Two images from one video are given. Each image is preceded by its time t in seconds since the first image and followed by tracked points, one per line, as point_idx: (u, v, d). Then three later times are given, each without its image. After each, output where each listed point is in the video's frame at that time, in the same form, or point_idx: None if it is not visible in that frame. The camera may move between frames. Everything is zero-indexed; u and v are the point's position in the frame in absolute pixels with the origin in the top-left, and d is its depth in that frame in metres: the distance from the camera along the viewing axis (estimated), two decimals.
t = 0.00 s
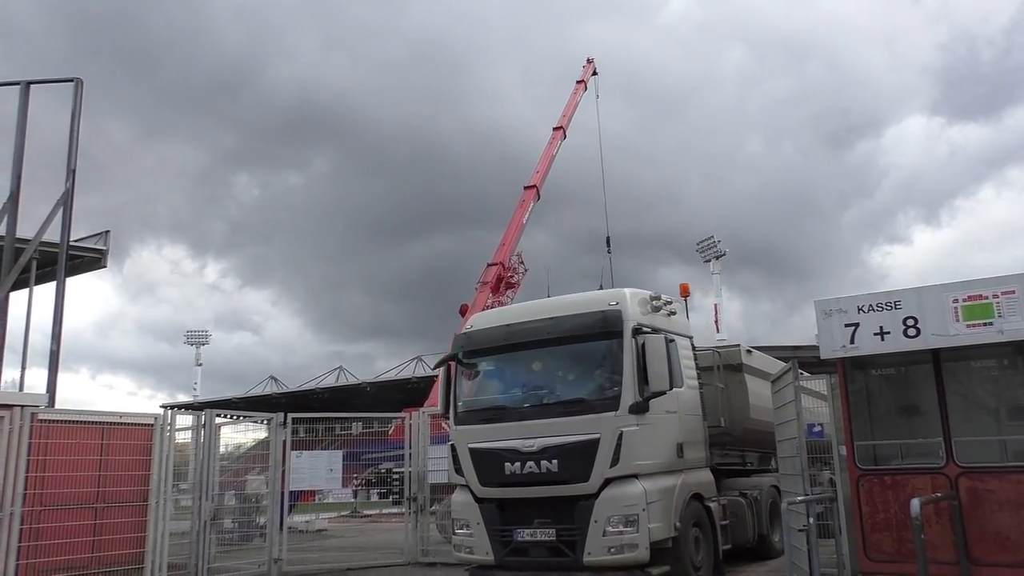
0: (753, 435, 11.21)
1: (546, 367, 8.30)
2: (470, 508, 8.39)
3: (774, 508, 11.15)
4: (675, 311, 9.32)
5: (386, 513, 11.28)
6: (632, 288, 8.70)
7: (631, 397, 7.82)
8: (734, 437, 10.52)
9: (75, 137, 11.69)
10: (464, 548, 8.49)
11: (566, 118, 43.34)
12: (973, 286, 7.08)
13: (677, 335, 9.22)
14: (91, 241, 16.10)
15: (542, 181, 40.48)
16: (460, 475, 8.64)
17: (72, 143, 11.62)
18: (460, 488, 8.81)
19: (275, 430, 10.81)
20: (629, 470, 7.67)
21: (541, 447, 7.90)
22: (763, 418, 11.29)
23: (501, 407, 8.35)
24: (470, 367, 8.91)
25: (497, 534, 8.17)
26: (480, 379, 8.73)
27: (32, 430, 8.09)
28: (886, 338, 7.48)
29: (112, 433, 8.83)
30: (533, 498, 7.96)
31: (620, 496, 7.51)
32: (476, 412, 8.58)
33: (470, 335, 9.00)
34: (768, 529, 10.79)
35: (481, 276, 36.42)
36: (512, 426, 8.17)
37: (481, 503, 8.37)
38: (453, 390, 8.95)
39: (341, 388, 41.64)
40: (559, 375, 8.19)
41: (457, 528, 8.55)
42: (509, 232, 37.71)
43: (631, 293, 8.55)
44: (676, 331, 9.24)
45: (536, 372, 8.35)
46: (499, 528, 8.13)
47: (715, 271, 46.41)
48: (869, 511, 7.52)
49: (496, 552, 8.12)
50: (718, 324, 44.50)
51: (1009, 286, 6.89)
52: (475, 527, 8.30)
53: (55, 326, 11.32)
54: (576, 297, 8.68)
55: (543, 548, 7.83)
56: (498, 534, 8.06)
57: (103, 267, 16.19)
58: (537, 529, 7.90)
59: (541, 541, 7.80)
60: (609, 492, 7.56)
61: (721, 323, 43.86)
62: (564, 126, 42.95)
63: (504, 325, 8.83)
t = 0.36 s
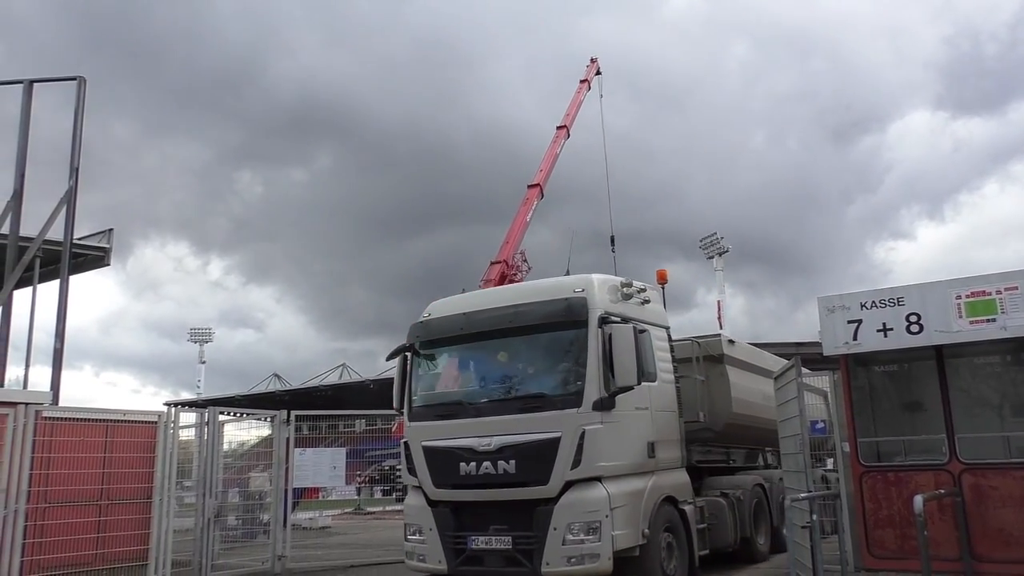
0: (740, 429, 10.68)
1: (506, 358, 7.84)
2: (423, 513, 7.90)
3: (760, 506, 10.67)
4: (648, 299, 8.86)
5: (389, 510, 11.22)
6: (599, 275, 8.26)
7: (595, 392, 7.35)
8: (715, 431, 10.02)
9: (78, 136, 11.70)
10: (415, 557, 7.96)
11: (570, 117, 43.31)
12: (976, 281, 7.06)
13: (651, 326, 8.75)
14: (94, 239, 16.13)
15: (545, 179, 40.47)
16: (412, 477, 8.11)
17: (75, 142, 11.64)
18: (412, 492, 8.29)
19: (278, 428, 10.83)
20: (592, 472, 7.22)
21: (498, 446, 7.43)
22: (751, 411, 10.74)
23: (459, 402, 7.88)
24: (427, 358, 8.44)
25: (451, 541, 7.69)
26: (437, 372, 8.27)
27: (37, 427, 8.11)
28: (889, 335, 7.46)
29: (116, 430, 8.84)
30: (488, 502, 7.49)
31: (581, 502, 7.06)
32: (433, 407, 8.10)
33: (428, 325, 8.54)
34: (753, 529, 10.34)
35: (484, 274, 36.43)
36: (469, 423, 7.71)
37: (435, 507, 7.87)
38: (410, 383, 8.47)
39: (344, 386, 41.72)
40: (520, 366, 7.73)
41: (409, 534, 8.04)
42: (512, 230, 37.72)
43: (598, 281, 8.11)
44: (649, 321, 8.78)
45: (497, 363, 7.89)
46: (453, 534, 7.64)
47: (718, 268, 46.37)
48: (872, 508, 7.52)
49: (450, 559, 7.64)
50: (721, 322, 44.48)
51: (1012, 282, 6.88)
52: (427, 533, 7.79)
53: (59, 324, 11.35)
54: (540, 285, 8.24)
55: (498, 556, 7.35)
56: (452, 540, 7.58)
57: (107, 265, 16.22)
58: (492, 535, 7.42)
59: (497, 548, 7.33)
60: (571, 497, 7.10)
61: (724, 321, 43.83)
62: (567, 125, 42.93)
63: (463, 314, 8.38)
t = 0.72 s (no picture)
0: (727, 425, 10.09)
1: (458, 350, 7.28)
2: (371, 519, 7.39)
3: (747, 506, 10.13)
4: (615, 284, 8.19)
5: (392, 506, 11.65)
6: (559, 258, 7.61)
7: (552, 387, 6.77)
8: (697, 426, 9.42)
9: (84, 132, 11.74)
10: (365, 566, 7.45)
11: (576, 115, 43.26)
12: (983, 278, 7.05)
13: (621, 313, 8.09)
14: (101, 235, 16.19)
15: (551, 176, 40.45)
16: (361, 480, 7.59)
17: (81, 138, 11.67)
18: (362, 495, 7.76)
19: (284, 423, 10.90)
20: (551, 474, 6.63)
21: (448, 446, 6.90)
22: (738, 406, 10.16)
23: (409, 399, 7.38)
24: (379, 349, 7.94)
25: (398, 549, 7.17)
26: (389, 364, 7.75)
27: (45, 422, 8.16)
28: (896, 331, 7.45)
29: (123, 425, 8.89)
30: (438, 506, 6.97)
31: (534, 507, 6.48)
32: (384, 403, 7.59)
33: (380, 314, 8.01)
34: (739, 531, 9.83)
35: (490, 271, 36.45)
36: (418, 422, 7.20)
37: (384, 513, 7.36)
38: (363, 375, 8.00)
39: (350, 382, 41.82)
40: (470, 359, 7.18)
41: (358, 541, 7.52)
42: (518, 227, 37.75)
43: (557, 264, 7.45)
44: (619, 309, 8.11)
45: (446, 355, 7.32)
46: (402, 541, 7.13)
47: (724, 264, 46.31)
48: (877, 505, 7.52)
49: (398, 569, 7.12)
50: (727, 318, 44.44)
51: (1019, 278, 6.86)
52: (375, 541, 7.29)
53: (67, 320, 11.40)
54: (495, 270, 7.62)
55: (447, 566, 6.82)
56: (400, 548, 7.07)
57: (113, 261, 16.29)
58: (441, 544, 6.90)
59: (445, 557, 6.79)
60: (526, 502, 6.54)
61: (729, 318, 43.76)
62: (574, 123, 42.89)
63: (415, 302, 7.84)
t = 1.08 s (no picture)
0: (708, 421, 9.52)
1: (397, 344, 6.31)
2: (301, 528, 6.41)
3: (726, 507, 9.57)
4: (574, 271, 7.21)
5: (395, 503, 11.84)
6: (511, 241, 6.66)
7: (495, 383, 5.86)
8: (675, 423, 8.83)
9: (88, 128, 11.75)
10: None
11: (581, 114, 43.21)
12: (988, 275, 7.02)
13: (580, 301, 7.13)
14: (105, 231, 16.22)
15: (556, 175, 40.42)
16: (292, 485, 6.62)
17: (85, 134, 11.68)
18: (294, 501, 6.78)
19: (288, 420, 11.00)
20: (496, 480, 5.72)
21: (384, 451, 5.93)
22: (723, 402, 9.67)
23: (343, 398, 6.40)
24: (313, 342, 6.92)
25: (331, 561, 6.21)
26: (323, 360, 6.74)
27: (49, 418, 8.18)
28: (900, 328, 7.42)
29: (128, 421, 8.93)
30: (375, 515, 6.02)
31: (475, 518, 5.58)
32: (317, 402, 6.60)
33: (315, 303, 6.97)
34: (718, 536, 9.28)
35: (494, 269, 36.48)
36: (351, 421, 6.23)
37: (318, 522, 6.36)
38: (295, 370, 6.98)
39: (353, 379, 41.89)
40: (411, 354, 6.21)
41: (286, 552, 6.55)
42: (522, 225, 37.72)
43: (507, 248, 6.50)
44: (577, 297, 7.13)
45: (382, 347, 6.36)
46: (334, 555, 6.17)
47: (727, 262, 46.24)
48: (881, 502, 7.50)
49: None
50: (730, 316, 44.41)
51: None
52: (305, 554, 6.33)
53: (71, 316, 11.43)
54: (441, 254, 6.67)
55: None
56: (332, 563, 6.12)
57: (118, 257, 16.33)
58: (375, 559, 5.94)
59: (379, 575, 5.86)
60: (466, 512, 5.62)
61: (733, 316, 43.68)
62: (579, 122, 42.84)
63: (353, 290, 6.81)
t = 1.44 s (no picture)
0: (687, 417, 8.59)
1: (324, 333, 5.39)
2: (219, 541, 5.52)
3: (702, 511, 8.63)
4: (529, 253, 6.21)
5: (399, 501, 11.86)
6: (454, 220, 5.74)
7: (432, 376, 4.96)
8: (647, 422, 7.91)
9: (92, 125, 11.76)
10: None
11: (585, 113, 43.18)
12: (993, 272, 7.00)
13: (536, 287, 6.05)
14: (109, 229, 16.24)
15: (560, 173, 40.40)
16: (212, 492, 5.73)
17: (89, 132, 11.68)
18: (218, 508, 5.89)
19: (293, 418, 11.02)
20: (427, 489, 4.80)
21: (306, 454, 5.02)
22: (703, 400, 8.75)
23: (261, 395, 5.50)
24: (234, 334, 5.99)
25: None
26: (249, 350, 5.80)
27: (54, 416, 8.21)
28: (904, 325, 7.41)
29: (131, 419, 8.94)
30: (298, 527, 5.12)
31: (401, 531, 4.66)
32: (239, 399, 5.68)
33: (237, 288, 6.03)
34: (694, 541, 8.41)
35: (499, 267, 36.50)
36: (271, 420, 5.31)
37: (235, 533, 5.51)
38: (214, 365, 6.04)
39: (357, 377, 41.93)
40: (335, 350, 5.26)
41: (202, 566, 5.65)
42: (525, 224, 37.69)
43: (448, 228, 5.58)
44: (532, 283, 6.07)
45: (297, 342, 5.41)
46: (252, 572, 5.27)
47: (731, 259, 46.14)
48: (886, 499, 7.49)
49: None
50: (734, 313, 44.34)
51: None
52: (222, 569, 5.46)
53: (75, 314, 11.45)
54: (377, 235, 5.75)
55: None
56: None
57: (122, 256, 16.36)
58: None
59: None
60: (393, 526, 4.69)
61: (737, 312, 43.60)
62: (583, 120, 42.81)
63: (279, 275, 5.87)
